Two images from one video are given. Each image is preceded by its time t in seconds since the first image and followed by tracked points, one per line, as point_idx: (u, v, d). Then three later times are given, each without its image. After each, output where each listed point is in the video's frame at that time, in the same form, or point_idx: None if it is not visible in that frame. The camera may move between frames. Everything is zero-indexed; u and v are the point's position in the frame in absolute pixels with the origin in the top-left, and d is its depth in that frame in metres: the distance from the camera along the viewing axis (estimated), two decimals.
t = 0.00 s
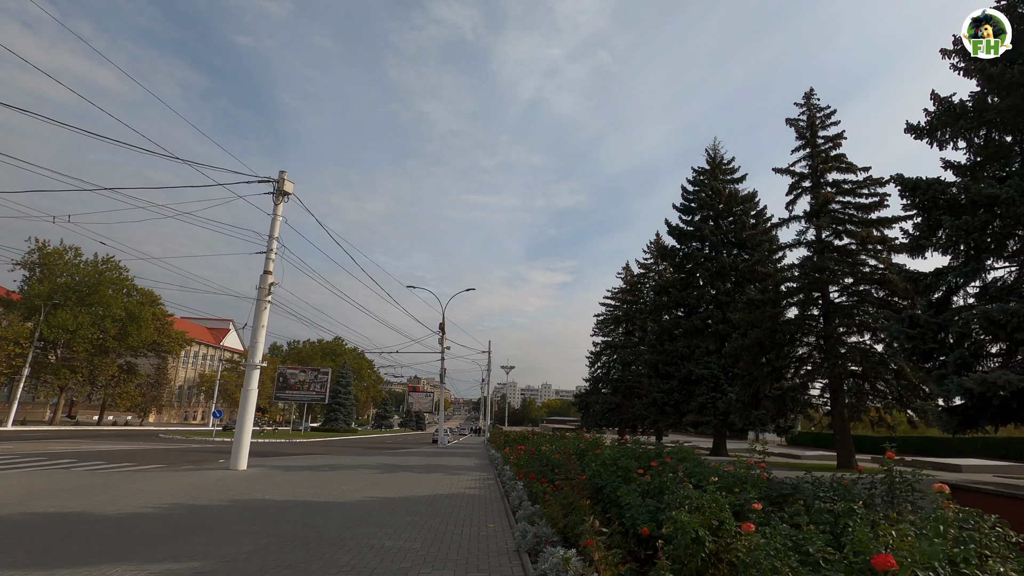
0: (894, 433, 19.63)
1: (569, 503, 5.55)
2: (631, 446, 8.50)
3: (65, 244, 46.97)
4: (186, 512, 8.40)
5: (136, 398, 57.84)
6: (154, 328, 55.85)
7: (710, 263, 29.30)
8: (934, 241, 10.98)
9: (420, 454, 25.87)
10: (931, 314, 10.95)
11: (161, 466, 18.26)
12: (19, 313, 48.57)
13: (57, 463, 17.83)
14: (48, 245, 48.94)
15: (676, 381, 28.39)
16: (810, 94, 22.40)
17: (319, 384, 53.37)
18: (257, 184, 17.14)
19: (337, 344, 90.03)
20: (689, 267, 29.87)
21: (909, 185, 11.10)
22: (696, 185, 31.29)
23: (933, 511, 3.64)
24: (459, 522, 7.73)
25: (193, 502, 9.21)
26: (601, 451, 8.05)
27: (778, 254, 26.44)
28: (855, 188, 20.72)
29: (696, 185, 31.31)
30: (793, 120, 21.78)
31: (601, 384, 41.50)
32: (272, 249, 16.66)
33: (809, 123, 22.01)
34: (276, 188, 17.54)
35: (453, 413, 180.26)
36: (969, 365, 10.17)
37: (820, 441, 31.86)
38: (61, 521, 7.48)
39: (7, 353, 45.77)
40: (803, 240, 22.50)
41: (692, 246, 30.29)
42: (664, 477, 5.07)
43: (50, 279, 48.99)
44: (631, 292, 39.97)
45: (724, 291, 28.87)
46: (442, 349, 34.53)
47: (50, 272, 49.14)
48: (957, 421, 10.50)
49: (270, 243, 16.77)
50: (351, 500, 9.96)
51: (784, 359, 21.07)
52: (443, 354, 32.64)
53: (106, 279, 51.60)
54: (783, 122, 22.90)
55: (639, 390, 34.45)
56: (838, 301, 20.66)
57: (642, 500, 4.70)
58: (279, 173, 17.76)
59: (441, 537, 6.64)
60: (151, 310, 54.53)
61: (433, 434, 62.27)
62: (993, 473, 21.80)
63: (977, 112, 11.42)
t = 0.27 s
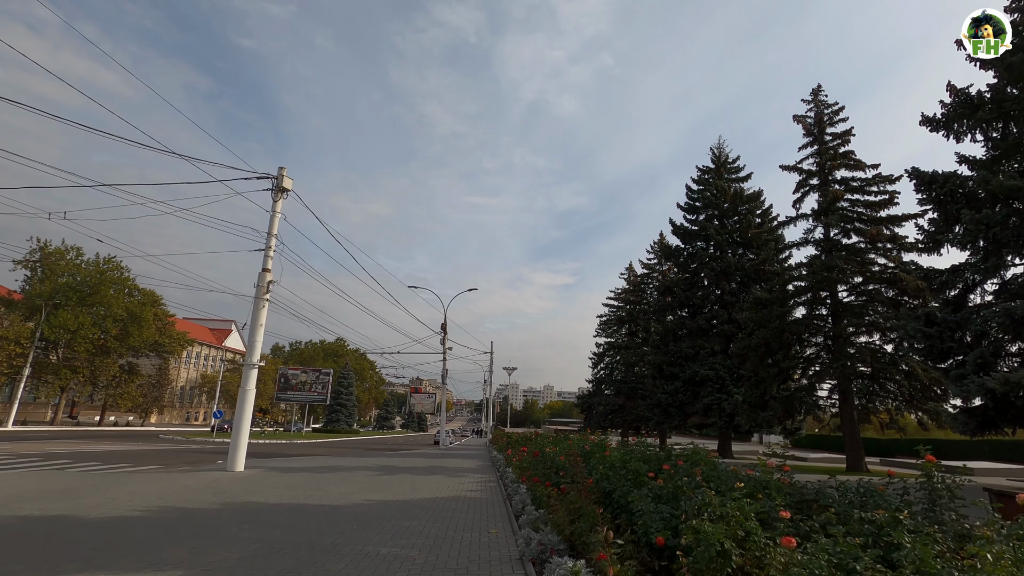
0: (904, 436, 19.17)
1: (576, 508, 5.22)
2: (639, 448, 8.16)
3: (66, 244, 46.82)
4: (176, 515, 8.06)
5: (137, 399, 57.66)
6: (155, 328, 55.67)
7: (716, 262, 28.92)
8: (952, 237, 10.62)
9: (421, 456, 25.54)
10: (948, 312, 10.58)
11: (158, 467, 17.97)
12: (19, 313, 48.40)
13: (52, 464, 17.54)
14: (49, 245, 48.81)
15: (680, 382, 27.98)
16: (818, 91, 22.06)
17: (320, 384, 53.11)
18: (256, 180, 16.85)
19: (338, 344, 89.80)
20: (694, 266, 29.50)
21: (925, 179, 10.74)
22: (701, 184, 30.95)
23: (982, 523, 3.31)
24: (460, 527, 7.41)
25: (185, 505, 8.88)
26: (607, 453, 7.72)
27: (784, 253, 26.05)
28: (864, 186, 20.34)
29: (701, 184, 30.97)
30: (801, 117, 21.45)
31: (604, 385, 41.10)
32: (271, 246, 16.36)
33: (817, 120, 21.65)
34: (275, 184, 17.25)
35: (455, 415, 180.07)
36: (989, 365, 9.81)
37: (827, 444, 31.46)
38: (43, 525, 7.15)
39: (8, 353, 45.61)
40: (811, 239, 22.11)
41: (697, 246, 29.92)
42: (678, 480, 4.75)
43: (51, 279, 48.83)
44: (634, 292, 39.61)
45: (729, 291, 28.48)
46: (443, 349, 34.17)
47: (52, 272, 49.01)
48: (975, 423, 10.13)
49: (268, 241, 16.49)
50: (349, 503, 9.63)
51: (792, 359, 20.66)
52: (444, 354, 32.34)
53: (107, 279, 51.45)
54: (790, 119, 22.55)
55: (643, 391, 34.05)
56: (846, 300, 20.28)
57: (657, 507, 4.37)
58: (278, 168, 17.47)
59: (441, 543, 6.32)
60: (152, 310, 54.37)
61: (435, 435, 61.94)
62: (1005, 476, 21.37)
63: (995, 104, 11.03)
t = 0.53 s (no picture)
0: (911, 436, 18.84)
1: (579, 515, 4.96)
2: (644, 449, 7.87)
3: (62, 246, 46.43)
4: (163, 523, 7.74)
5: (134, 401, 57.30)
6: (152, 330, 55.29)
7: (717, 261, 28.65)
8: (964, 231, 10.31)
9: (420, 458, 25.26)
10: (960, 308, 10.28)
11: (152, 470, 17.68)
12: (15, 315, 48.06)
13: (43, 467, 17.23)
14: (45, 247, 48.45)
15: (682, 382, 27.70)
16: (820, 86, 21.80)
17: (319, 386, 52.78)
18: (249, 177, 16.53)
19: (337, 346, 89.43)
20: (695, 265, 29.25)
21: (935, 171, 10.42)
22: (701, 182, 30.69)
23: None
24: (458, 533, 7.13)
25: (172, 511, 8.54)
26: (612, 456, 7.42)
27: (786, 252, 25.77)
28: (867, 182, 20.11)
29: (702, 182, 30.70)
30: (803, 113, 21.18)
31: (604, 385, 40.81)
32: (265, 245, 16.05)
33: (819, 116, 21.39)
34: (269, 182, 16.94)
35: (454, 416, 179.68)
36: (1003, 362, 9.51)
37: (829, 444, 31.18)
38: (21, 534, 6.83)
39: (3, 355, 45.23)
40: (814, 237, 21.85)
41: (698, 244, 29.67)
42: (687, 487, 4.45)
43: (46, 281, 48.44)
44: (634, 292, 39.34)
45: (731, 290, 28.22)
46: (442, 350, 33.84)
47: (47, 274, 48.62)
48: (989, 422, 9.84)
49: (263, 239, 16.18)
50: (344, 507, 9.31)
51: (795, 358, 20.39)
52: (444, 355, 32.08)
53: (103, 281, 51.08)
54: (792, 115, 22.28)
55: (644, 391, 33.78)
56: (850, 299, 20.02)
57: (667, 515, 4.09)
58: (272, 166, 17.16)
59: (437, 551, 6.03)
60: (149, 312, 54.00)
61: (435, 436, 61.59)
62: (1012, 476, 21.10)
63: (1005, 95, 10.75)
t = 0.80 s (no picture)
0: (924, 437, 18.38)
1: (587, 521, 4.63)
2: (653, 450, 7.53)
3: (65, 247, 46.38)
4: (154, 527, 7.45)
5: (138, 403, 57.25)
6: (156, 331, 55.22)
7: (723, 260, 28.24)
8: (984, 223, 9.94)
9: (423, 459, 24.94)
10: (980, 303, 9.91)
11: (152, 472, 17.45)
12: (19, 317, 48.09)
13: (41, 469, 16.99)
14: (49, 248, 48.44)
15: (688, 382, 27.27)
16: (829, 81, 21.44)
17: (322, 387, 52.55)
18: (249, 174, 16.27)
19: (341, 347, 89.28)
20: (701, 264, 28.84)
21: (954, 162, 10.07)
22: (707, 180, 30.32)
23: None
24: (459, 539, 6.80)
25: (164, 515, 8.25)
26: (620, 457, 7.08)
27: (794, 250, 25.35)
28: (877, 178, 19.72)
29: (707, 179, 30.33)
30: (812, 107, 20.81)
31: (608, 387, 40.40)
32: (265, 243, 15.79)
33: (828, 111, 21.02)
34: (269, 179, 16.69)
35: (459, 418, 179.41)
36: None
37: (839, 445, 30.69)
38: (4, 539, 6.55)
39: (7, 357, 45.18)
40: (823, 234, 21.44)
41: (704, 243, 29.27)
42: (706, 491, 4.13)
43: (50, 282, 48.40)
44: (639, 292, 38.94)
45: (738, 290, 27.80)
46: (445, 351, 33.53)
47: (51, 275, 48.59)
48: (1011, 422, 9.46)
49: (263, 237, 15.93)
50: (342, 511, 8.99)
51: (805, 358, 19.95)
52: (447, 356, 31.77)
53: (107, 283, 51.04)
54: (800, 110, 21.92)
55: (649, 392, 33.35)
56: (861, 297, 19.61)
57: (685, 522, 3.74)
58: (272, 163, 16.91)
59: (436, 559, 5.71)
60: (152, 314, 53.92)
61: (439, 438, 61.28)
62: None
63: None
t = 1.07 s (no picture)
0: (949, 437, 17.81)
1: (607, 527, 4.32)
2: (674, 449, 7.21)
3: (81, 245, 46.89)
4: (155, 527, 7.23)
5: (153, 399, 57.79)
6: (170, 328, 55.66)
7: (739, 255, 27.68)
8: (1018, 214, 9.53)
9: (434, 457, 24.77)
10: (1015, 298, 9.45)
11: (164, 468, 17.43)
12: (36, 314, 48.71)
13: (55, 465, 17.04)
14: (65, 246, 48.98)
15: (702, 380, 26.79)
16: (850, 70, 20.88)
17: (334, 384, 52.68)
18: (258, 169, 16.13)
19: (352, 344, 89.55)
20: (717, 259, 28.32)
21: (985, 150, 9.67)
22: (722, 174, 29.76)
23: None
24: (469, 542, 6.51)
25: (168, 514, 8.06)
26: (638, 457, 6.79)
27: (813, 245, 24.76)
28: (900, 170, 19.16)
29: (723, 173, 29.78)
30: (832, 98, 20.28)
31: (621, 384, 39.94)
32: (274, 239, 15.62)
33: (848, 101, 20.47)
34: (278, 174, 16.52)
35: (470, 415, 179.56)
36: None
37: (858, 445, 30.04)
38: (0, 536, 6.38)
39: (24, 353, 45.73)
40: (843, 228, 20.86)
41: (719, 238, 28.75)
42: (738, 498, 3.81)
43: (66, 280, 48.93)
44: (652, 288, 38.46)
45: (754, 285, 27.24)
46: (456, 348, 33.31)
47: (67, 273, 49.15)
48: None
49: (272, 231, 15.78)
50: (351, 511, 8.75)
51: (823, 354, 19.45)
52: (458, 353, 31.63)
53: (121, 280, 51.50)
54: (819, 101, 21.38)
55: (663, 390, 32.87)
56: (882, 292, 19.05)
57: (713, 533, 3.45)
58: (281, 158, 16.73)
59: (445, 564, 5.43)
60: (166, 311, 54.36)
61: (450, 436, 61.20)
62: None
63: None
